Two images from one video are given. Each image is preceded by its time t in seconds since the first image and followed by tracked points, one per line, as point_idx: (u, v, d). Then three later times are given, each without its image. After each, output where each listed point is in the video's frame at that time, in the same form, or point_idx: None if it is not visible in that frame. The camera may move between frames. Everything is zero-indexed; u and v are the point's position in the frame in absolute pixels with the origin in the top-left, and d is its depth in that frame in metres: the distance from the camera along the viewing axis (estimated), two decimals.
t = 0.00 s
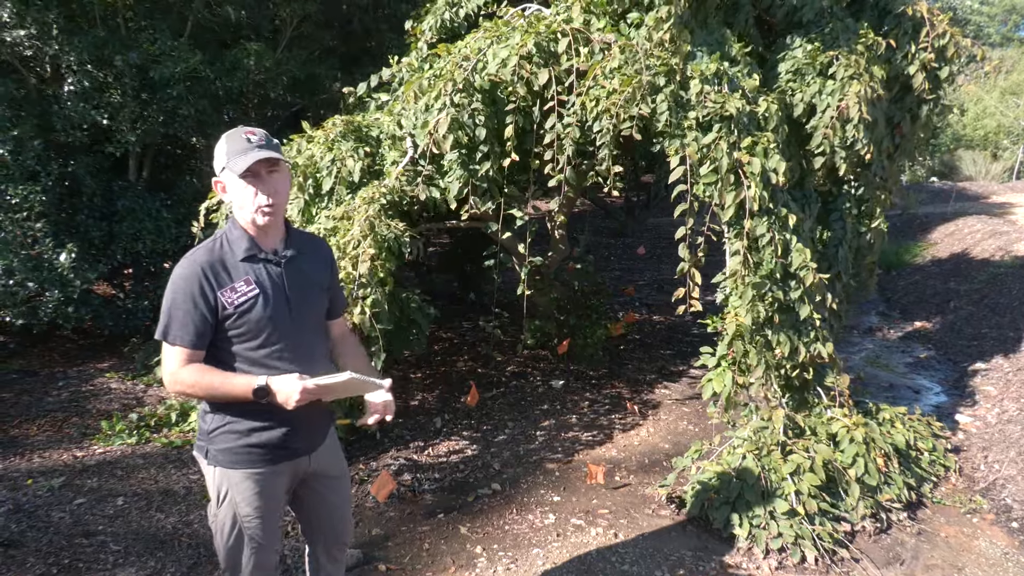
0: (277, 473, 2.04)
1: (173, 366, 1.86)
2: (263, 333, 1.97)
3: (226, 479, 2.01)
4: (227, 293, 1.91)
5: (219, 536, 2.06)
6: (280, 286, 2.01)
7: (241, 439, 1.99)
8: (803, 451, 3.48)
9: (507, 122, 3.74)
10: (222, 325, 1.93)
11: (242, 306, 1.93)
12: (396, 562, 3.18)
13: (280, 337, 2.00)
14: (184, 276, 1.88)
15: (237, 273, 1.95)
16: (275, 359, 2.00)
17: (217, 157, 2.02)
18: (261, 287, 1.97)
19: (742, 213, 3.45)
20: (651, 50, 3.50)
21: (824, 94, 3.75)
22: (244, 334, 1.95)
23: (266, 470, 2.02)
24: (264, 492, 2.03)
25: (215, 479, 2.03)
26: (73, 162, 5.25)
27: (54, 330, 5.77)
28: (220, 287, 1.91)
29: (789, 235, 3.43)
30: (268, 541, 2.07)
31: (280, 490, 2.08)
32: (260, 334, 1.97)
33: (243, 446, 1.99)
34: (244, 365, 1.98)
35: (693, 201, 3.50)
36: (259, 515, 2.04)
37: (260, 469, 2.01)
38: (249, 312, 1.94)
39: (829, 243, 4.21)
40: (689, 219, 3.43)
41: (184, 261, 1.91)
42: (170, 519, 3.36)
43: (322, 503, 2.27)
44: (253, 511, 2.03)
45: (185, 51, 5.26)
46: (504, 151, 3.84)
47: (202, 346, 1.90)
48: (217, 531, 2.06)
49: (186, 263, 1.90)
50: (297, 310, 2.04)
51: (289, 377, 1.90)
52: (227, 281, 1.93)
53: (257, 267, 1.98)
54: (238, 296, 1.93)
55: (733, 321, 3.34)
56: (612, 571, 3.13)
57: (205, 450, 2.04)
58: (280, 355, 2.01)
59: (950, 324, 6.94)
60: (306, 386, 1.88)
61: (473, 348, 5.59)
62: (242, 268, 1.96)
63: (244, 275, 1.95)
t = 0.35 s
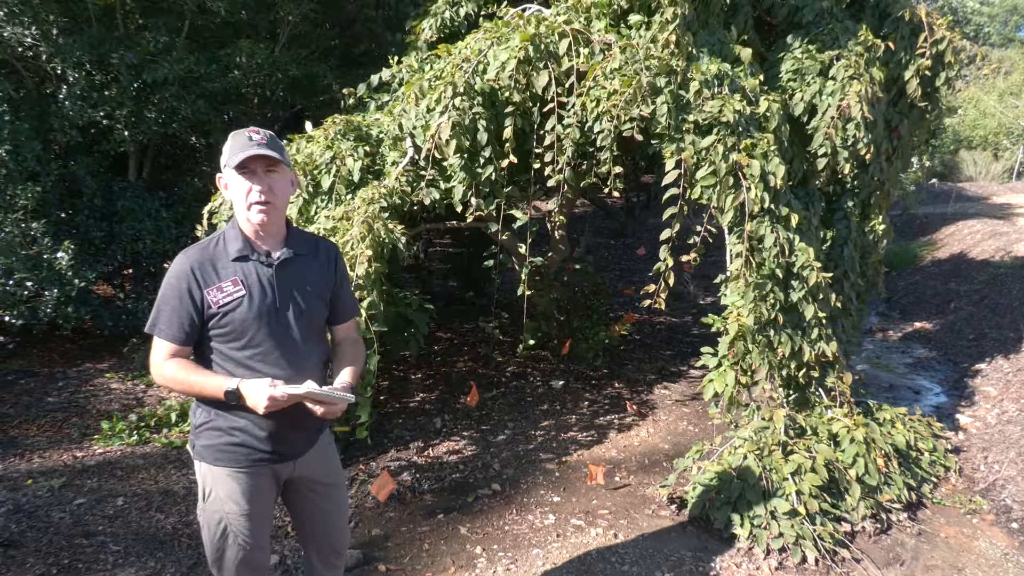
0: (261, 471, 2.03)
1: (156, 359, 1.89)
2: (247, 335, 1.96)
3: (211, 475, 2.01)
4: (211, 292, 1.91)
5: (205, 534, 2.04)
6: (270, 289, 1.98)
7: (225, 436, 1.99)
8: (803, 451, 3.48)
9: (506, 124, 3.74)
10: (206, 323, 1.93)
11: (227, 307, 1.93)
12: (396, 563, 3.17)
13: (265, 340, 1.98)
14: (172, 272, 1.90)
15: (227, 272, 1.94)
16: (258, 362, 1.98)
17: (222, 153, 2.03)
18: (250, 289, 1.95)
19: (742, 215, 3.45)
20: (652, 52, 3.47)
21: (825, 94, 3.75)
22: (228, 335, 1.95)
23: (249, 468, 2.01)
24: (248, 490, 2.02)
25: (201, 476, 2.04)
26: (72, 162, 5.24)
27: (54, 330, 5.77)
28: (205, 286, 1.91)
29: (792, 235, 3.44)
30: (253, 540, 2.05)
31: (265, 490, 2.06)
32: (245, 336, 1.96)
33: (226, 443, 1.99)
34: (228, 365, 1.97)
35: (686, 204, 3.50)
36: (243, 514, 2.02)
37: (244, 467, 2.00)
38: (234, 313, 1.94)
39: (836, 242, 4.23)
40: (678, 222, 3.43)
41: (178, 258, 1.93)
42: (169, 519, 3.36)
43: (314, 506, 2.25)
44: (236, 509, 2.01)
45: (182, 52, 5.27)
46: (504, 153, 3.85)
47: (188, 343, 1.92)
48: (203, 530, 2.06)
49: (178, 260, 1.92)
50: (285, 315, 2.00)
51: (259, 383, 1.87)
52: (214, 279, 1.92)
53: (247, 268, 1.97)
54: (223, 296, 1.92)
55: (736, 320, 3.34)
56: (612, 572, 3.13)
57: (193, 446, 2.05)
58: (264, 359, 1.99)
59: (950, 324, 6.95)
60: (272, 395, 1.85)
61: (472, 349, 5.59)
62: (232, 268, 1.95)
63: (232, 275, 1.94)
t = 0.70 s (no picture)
0: (260, 471, 2.03)
1: (152, 360, 1.92)
2: (241, 336, 1.95)
3: (210, 475, 2.01)
4: (205, 293, 1.91)
5: (205, 534, 2.04)
6: (265, 289, 1.98)
7: (223, 436, 1.99)
8: (803, 451, 3.48)
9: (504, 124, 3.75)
10: (201, 324, 1.93)
11: (222, 308, 1.92)
12: (395, 563, 3.17)
13: (260, 341, 1.97)
14: (167, 274, 1.90)
15: (221, 273, 1.93)
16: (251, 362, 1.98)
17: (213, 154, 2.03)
18: (244, 290, 1.95)
19: (743, 214, 3.43)
20: (651, 53, 3.48)
21: (828, 96, 3.76)
22: (223, 335, 1.95)
23: (248, 467, 2.01)
24: (247, 490, 2.02)
25: (200, 476, 2.03)
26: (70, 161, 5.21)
27: (53, 330, 5.76)
28: (200, 287, 1.91)
29: (793, 234, 3.44)
30: (253, 540, 2.05)
31: (264, 491, 2.06)
32: (240, 337, 1.95)
33: (224, 443, 1.99)
34: (224, 366, 1.97)
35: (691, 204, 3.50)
36: (242, 514, 2.02)
37: (243, 467, 2.00)
38: (228, 314, 1.93)
39: (841, 240, 4.21)
40: (685, 222, 3.43)
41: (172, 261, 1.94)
42: (169, 519, 3.36)
43: (315, 507, 2.24)
44: (235, 509, 2.01)
45: (181, 52, 5.26)
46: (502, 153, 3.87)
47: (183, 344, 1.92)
48: (204, 531, 2.06)
49: (173, 262, 1.92)
50: (280, 315, 2.00)
51: (240, 381, 1.85)
52: (208, 281, 1.92)
53: (241, 269, 1.96)
54: (218, 297, 1.92)
55: (736, 320, 3.35)
56: (612, 572, 3.12)
57: (192, 447, 2.05)
58: (257, 361, 1.98)
59: (949, 324, 6.96)
60: (246, 395, 1.81)
61: (472, 348, 5.59)
62: (225, 269, 1.94)
63: (227, 276, 1.94)
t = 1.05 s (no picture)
0: (266, 471, 2.03)
1: (158, 364, 1.89)
2: (247, 335, 1.95)
3: (215, 477, 2.00)
4: (210, 293, 1.90)
5: (209, 535, 2.03)
6: (268, 288, 1.99)
7: (230, 436, 1.98)
8: (803, 450, 3.49)
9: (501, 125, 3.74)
10: (206, 325, 1.92)
11: (227, 308, 1.92)
12: (395, 563, 3.17)
13: (265, 339, 1.97)
14: (169, 275, 1.88)
15: (224, 273, 1.93)
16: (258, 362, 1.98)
17: (213, 152, 2.01)
18: (248, 290, 1.95)
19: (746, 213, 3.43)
20: (650, 52, 3.47)
21: (825, 95, 3.76)
22: (229, 335, 1.94)
23: (254, 468, 2.01)
24: (253, 490, 2.01)
25: (204, 478, 2.02)
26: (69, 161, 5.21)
27: (52, 329, 5.76)
28: (204, 287, 1.90)
29: (793, 233, 3.45)
30: (258, 541, 2.05)
31: (269, 491, 2.06)
32: (245, 336, 1.95)
33: (232, 444, 1.99)
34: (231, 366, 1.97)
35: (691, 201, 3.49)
36: (248, 515, 2.02)
37: (249, 467, 2.00)
38: (233, 313, 1.93)
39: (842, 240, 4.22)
40: (685, 220, 3.40)
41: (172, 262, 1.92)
42: (168, 519, 3.35)
43: (317, 507, 2.25)
44: (241, 509, 2.01)
45: (180, 52, 5.26)
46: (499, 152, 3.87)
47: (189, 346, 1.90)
48: (208, 532, 2.05)
49: (174, 263, 1.90)
50: (284, 313, 2.01)
51: (246, 372, 1.84)
52: (213, 281, 1.91)
53: (243, 268, 1.96)
54: (223, 296, 1.91)
55: (739, 320, 3.33)
56: (611, 571, 3.13)
57: (197, 448, 2.04)
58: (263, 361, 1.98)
59: (948, 324, 6.97)
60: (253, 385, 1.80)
61: (471, 348, 5.60)
62: (228, 268, 1.94)
63: (230, 276, 1.94)
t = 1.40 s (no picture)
0: (277, 471, 2.04)
1: (180, 372, 1.86)
2: (263, 337, 1.98)
3: (227, 479, 1.99)
4: (231, 297, 1.90)
5: (219, 533, 2.04)
6: (281, 288, 2.02)
7: (245, 439, 1.98)
8: (802, 450, 3.48)
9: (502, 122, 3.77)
10: (224, 328, 1.92)
11: (248, 310, 1.93)
12: (394, 562, 3.17)
13: (281, 339, 2.02)
14: (189, 281, 1.85)
15: (241, 276, 1.93)
16: (272, 362, 2.02)
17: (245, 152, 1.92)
18: (264, 291, 1.97)
19: (748, 211, 3.43)
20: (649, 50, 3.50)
21: (822, 91, 3.78)
22: (246, 338, 1.95)
23: (266, 469, 2.02)
24: (264, 490, 2.03)
25: (214, 480, 2.01)
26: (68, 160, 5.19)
27: (50, 329, 5.74)
28: (224, 291, 1.89)
29: (794, 231, 3.47)
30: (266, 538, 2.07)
31: (278, 490, 2.07)
32: (264, 338, 1.98)
33: (247, 447, 1.98)
34: (247, 368, 1.98)
35: (694, 199, 3.46)
36: (260, 514, 2.04)
37: (263, 468, 2.01)
38: (252, 316, 1.95)
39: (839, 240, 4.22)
40: (689, 218, 3.41)
41: (186, 267, 1.87)
42: (167, 518, 3.35)
43: (320, 504, 2.26)
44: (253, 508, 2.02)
45: (180, 52, 5.27)
46: (501, 151, 3.87)
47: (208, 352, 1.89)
48: (216, 533, 2.05)
49: (190, 269, 1.87)
50: (296, 312, 2.06)
51: (287, 380, 1.88)
52: (231, 285, 1.91)
53: (258, 269, 1.97)
54: (243, 300, 1.92)
55: (739, 320, 3.34)
56: (611, 571, 3.13)
57: (205, 451, 2.01)
58: (278, 360, 2.02)
59: (947, 324, 6.98)
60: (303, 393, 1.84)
61: (471, 348, 5.59)
62: (243, 271, 1.94)
63: (248, 278, 1.94)
